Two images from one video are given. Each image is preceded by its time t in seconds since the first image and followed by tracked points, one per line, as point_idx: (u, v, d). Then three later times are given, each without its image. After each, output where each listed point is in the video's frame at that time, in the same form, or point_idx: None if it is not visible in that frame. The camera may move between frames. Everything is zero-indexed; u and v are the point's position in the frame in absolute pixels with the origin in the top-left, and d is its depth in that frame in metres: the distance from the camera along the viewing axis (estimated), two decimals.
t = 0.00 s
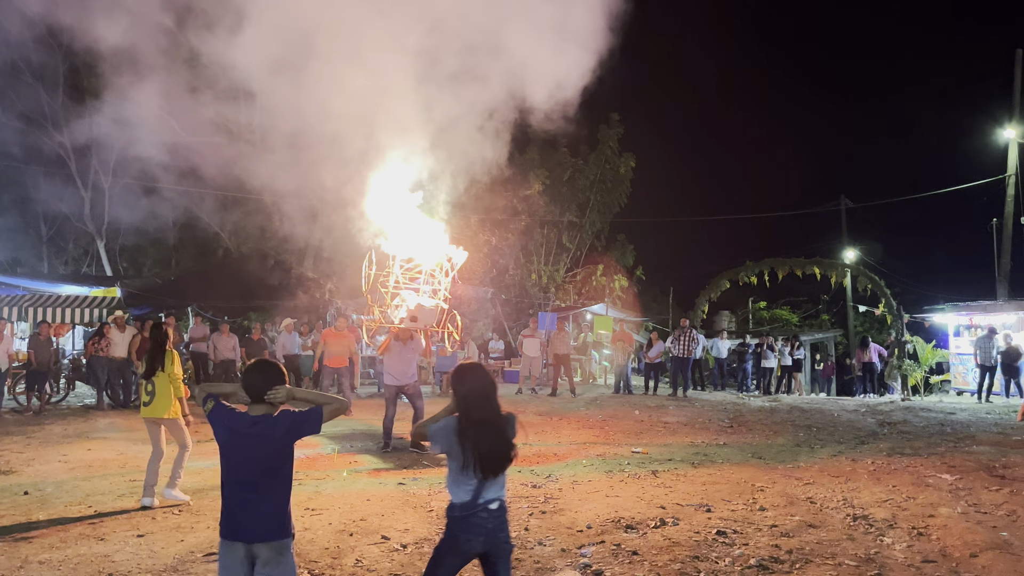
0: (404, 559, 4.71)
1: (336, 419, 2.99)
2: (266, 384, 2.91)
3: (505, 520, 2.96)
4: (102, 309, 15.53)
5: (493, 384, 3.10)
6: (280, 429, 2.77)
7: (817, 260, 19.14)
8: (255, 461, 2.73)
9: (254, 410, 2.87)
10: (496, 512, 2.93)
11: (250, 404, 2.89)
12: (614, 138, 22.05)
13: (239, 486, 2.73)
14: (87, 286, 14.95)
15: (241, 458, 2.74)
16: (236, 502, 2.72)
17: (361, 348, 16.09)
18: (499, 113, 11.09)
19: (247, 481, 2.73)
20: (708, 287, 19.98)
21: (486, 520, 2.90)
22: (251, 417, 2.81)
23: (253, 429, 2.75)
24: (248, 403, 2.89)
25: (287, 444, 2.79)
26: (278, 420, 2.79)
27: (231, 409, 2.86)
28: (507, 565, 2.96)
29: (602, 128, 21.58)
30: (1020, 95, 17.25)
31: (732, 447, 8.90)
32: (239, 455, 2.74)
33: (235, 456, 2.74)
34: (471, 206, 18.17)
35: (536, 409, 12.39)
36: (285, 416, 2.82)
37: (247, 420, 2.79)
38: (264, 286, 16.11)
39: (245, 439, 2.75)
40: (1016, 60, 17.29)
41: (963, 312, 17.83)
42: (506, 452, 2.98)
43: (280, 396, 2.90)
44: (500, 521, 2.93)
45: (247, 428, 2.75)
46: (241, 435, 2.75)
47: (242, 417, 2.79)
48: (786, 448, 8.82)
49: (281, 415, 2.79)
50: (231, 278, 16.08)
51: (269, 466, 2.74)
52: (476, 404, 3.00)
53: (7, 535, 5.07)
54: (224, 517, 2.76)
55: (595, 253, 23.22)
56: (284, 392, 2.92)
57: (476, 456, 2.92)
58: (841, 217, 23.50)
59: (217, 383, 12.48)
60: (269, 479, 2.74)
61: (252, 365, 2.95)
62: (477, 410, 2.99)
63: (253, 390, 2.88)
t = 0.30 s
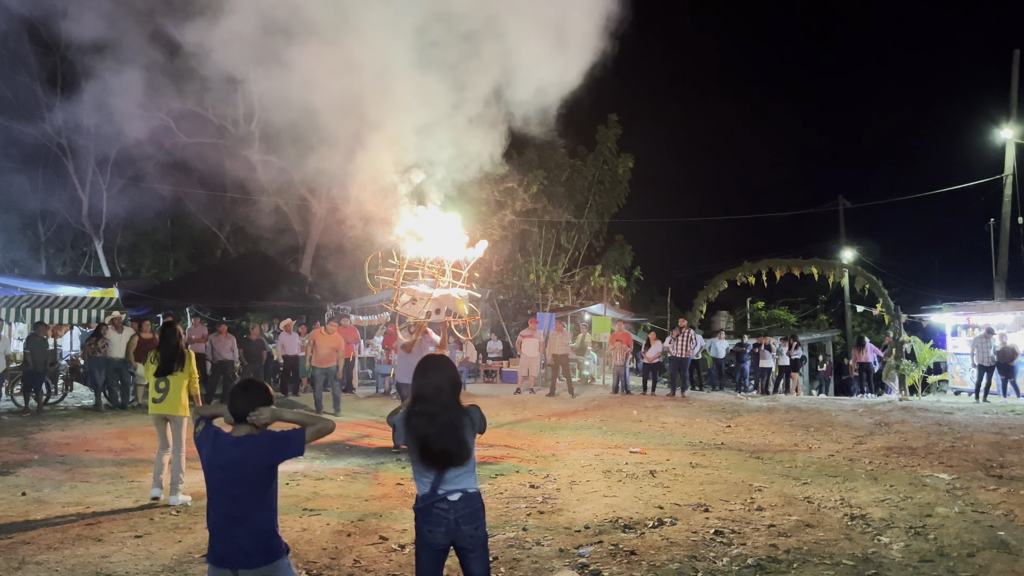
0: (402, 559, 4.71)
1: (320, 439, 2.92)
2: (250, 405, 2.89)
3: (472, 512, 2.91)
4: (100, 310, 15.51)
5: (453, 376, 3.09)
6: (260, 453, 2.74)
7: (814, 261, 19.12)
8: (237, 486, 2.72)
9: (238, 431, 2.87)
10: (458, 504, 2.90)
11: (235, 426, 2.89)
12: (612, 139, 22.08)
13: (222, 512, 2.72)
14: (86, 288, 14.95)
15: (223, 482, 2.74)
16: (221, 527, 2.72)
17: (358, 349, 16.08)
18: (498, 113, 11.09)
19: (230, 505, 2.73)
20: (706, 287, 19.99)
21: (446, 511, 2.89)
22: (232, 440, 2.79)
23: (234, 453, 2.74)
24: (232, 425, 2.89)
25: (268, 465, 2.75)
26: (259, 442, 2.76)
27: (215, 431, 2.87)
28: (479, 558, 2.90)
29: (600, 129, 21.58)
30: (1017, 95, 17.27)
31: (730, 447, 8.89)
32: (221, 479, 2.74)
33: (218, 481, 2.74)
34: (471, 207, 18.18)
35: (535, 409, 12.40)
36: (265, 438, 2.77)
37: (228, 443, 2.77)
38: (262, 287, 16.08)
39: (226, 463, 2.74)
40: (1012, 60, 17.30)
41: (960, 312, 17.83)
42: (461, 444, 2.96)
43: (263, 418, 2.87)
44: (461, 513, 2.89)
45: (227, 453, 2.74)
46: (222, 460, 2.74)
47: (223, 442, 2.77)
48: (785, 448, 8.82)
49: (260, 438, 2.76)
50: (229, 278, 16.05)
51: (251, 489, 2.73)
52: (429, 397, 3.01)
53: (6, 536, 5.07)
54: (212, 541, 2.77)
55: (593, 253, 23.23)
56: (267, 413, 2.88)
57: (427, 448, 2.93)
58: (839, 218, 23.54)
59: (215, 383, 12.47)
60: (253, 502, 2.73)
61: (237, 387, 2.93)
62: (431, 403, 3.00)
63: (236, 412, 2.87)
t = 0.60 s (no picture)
0: (401, 560, 4.70)
1: (317, 426, 2.91)
2: (245, 394, 2.87)
3: (442, 522, 2.85)
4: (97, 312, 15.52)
5: (438, 376, 3.04)
6: (258, 445, 2.74)
7: (812, 261, 19.10)
8: (235, 477, 2.72)
9: (233, 421, 2.86)
10: (429, 512, 2.87)
11: (230, 416, 2.88)
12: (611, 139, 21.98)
13: (220, 502, 2.73)
14: (83, 289, 14.93)
15: (220, 474, 2.72)
16: (218, 518, 2.73)
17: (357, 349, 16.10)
18: (497, 113, 11.08)
19: (228, 498, 2.73)
20: (705, 288, 19.97)
21: (417, 517, 2.89)
22: (229, 431, 2.77)
23: (231, 445, 2.72)
24: (227, 414, 2.87)
25: (265, 457, 2.75)
26: (258, 434, 2.75)
27: (210, 421, 2.84)
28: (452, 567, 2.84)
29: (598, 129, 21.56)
30: (1015, 95, 17.27)
31: (728, 447, 8.89)
32: (216, 470, 2.73)
33: (214, 473, 2.72)
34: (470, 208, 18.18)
35: (534, 409, 12.41)
36: (263, 429, 2.77)
37: (225, 434, 2.76)
38: (260, 287, 16.06)
39: (223, 455, 2.72)
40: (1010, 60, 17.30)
41: (958, 312, 17.82)
42: (431, 448, 2.92)
43: (258, 409, 2.85)
44: (430, 522, 2.85)
45: (224, 445, 2.73)
46: (218, 451, 2.72)
47: (219, 432, 2.75)
48: (783, 448, 8.83)
49: (258, 429, 2.75)
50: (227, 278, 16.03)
51: (249, 481, 2.73)
52: (410, 400, 3.01)
53: (4, 538, 5.05)
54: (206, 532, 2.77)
55: (591, 254, 23.23)
56: (263, 403, 2.86)
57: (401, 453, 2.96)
58: (837, 218, 23.55)
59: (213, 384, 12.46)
60: (251, 493, 2.74)
61: (232, 375, 2.91)
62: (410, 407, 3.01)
63: (230, 401, 2.85)
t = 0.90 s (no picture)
0: (400, 561, 4.71)
1: (309, 431, 2.89)
2: (235, 398, 2.85)
3: (428, 516, 2.94)
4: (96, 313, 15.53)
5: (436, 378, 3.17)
6: (251, 451, 2.71)
7: (810, 261, 19.11)
8: (227, 484, 2.70)
9: (224, 426, 2.83)
10: (418, 505, 2.97)
11: (220, 421, 2.84)
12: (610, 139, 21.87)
13: (213, 509, 2.71)
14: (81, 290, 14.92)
15: (212, 481, 2.71)
16: (210, 526, 2.71)
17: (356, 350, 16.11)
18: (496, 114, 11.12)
19: (220, 505, 2.72)
20: (703, 288, 19.99)
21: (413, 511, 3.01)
22: (220, 438, 2.76)
23: (223, 453, 2.71)
24: (218, 420, 2.84)
25: (258, 463, 2.73)
26: (250, 439, 2.73)
27: (201, 428, 2.82)
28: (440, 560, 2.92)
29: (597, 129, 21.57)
30: (1013, 96, 17.31)
31: (726, 448, 8.90)
32: (209, 477, 2.71)
33: (207, 480, 2.71)
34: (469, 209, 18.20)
35: (534, 410, 12.43)
36: (256, 435, 2.75)
37: (216, 441, 2.74)
38: (258, 288, 16.04)
39: (215, 462, 2.70)
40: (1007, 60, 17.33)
41: (957, 312, 17.83)
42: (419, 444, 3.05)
43: (248, 413, 2.82)
44: (417, 515, 2.96)
45: (216, 451, 2.71)
46: (210, 458, 2.70)
47: (211, 440, 2.74)
48: (782, 448, 8.87)
49: (250, 434, 2.73)
50: (226, 279, 16.02)
51: (242, 487, 2.72)
52: (413, 401, 3.18)
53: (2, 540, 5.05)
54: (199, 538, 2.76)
55: (590, 255, 23.25)
56: (252, 408, 2.83)
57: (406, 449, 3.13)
58: (836, 219, 23.58)
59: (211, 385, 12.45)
60: (244, 499, 2.73)
61: (222, 380, 2.88)
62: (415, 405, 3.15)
63: (220, 406, 2.83)
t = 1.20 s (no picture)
0: (398, 562, 4.71)
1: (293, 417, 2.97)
2: (218, 393, 2.89)
3: (471, 523, 2.95)
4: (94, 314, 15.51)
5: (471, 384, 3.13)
6: (239, 441, 2.75)
7: (808, 262, 19.12)
8: (215, 478, 2.72)
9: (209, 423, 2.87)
10: (458, 513, 2.97)
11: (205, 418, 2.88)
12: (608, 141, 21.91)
13: (200, 504, 2.71)
14: (78, 291, 14.90)
15: (199, 475, 2.72)
16: (198, 522, 2.70)
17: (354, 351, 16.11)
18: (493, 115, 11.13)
19: (206, 501, 2.72)
20: (701, 289, 19.99)
21: (449, 517, 2.99)
22: (207, 434, 2.77)
23: (212, 446, 2.72)
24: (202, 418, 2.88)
25: (246, 453, 2.77)
26: (234, 432, 2.76)
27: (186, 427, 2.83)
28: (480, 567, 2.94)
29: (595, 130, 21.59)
30: (1009, 97, 17.33)
31: (725, 448, 8.92)
32: (198, 472, 2.71)
33: (192, 476, 2.70)
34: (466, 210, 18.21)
35: (532, 411, 12.44)
36: (243, 426, 2.79)
37: (203, 436, 2.75)
38: (257, 288, 16.02)
39: (201, 457, 2.71)
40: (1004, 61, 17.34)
41: (954, 312, 17.79)
42: (461, 452, 3.02)
43: (233, 406, 2.88)
44: (459, 521, 2.96)
45: (202, 446, 2.72)
46: (197, 454, 2.71)
47: (197, 435, 2.75)
48: (780, 449, 8.89)
49: (235, 426, 2.77)
50: (224, 279, 16.00)
51: (230, 481, 2.74)
52: (447, 407, 3.13)
53: None
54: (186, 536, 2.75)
55: (588, 256, 23.26)
56: (237, 402, 2.90)
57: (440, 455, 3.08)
58: (833, 219, 23.60)
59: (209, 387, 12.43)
60: (231, 493, 2.74)
61: (202, 377, 2.92)
62: (452, 413, 3.10)
63: (204, 404, 2.87)
